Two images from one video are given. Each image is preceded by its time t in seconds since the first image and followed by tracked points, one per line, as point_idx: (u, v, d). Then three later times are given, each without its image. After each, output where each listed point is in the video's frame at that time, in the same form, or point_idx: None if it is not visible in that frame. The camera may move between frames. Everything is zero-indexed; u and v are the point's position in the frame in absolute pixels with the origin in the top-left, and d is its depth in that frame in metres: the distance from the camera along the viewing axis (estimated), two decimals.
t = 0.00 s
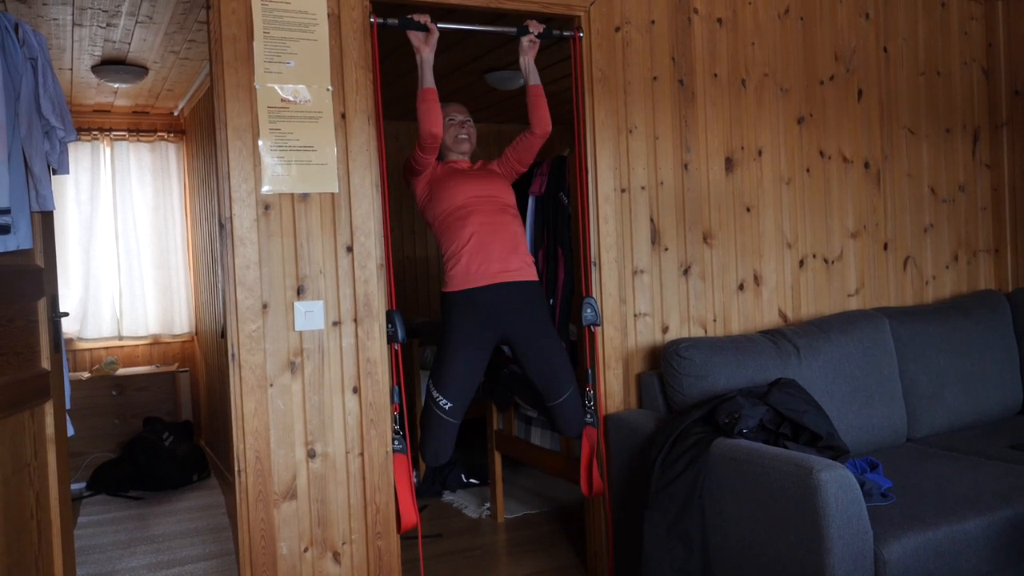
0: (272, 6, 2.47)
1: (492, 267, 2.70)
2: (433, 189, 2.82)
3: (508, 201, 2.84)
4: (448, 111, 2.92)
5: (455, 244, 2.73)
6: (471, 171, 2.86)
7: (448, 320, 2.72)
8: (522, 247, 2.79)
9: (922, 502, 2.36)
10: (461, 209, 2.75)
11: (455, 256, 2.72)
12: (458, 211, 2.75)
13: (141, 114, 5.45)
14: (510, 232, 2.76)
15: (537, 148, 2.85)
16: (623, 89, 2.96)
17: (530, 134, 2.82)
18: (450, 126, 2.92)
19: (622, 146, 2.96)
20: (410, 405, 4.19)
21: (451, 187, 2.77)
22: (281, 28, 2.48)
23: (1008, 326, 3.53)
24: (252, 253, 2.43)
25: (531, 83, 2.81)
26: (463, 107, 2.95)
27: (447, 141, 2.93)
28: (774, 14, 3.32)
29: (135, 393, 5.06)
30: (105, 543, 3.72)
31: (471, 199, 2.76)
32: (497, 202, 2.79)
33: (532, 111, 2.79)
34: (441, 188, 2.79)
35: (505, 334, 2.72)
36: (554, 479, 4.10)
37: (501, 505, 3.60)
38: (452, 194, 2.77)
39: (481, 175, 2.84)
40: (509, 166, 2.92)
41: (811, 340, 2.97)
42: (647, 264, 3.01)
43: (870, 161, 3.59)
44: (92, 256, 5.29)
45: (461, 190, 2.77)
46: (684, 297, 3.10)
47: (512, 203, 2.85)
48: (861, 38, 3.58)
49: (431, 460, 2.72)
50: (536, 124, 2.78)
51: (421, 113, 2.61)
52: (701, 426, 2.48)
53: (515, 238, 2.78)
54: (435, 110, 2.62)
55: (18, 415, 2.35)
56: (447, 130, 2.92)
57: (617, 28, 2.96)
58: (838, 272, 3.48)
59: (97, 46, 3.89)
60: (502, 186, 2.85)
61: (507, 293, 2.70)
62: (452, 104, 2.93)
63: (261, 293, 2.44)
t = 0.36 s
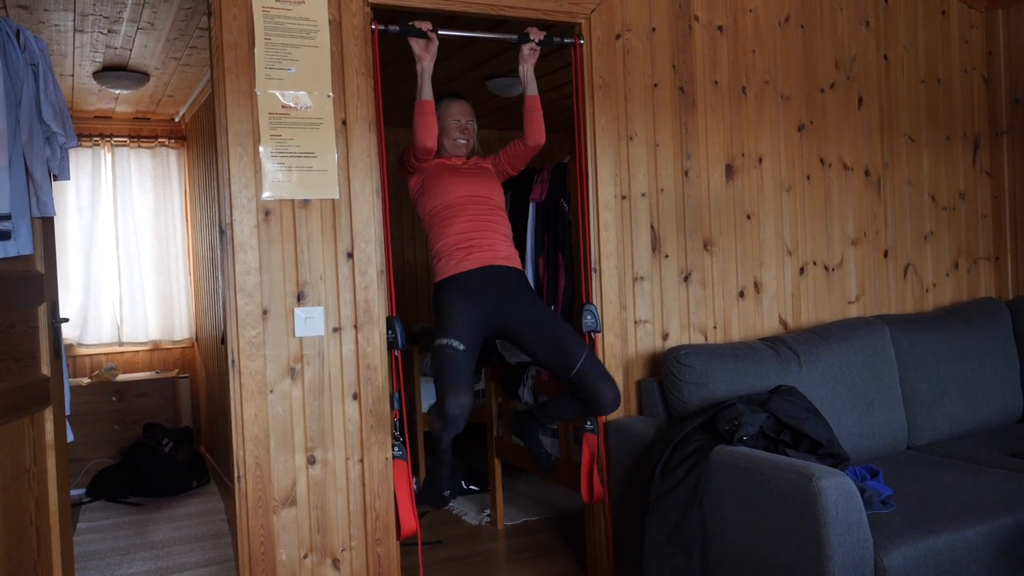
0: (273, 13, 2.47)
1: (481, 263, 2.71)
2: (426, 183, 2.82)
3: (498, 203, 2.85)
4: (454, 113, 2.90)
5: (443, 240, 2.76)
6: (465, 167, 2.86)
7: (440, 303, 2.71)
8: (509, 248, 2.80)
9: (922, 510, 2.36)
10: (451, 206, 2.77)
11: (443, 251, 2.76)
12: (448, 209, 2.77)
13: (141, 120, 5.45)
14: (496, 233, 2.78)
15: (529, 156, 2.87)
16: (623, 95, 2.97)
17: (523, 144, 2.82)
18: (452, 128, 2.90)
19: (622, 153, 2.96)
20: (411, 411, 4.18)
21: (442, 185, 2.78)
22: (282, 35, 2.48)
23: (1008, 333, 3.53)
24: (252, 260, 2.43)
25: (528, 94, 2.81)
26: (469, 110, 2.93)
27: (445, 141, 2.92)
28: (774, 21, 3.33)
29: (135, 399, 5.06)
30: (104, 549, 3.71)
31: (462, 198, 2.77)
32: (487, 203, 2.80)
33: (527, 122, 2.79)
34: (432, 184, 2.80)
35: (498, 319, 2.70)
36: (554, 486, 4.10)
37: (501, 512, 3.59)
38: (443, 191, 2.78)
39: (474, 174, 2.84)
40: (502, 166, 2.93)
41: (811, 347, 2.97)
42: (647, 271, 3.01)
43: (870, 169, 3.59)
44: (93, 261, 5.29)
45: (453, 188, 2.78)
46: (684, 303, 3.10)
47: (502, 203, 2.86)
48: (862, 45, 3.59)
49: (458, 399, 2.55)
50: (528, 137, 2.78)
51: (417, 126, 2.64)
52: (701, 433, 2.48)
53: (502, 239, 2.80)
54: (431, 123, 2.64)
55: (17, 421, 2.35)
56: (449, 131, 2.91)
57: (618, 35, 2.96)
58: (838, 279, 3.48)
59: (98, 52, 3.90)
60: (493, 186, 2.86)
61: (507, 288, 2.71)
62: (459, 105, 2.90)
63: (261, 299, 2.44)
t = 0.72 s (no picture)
0: (272, 17, 2.47)
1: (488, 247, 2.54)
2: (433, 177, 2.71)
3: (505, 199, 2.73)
4: (468, 112, 2.73)
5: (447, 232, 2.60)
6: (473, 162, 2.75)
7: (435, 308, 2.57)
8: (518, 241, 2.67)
9: (920, 515, 2.36)
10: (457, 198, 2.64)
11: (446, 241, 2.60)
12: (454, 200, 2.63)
13: (140, 123, 5.45)
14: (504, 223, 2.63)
15: (536, 157, 2.82)
16: (622, 100, 2.97)
17: (530, 144, 2.77)
18: (463, 126, 2.75)
19: (621, 158, 2.96)
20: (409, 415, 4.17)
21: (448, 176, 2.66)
22: (281, 39, 2.48)
23: (1006, 338, 3.53)
24: (251, 263, 2.43)
25: (532, 95, 2.79)
26: (486, 109, 2.75)
27: (455, 138, 2.78)
28: (772, 26, 3.33)
29: (133, 403, 5.05)
30: (101, 554, 3.70)
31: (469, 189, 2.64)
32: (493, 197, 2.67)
33: (533, 121, 2.76)
34: (439, 176, 2.68)
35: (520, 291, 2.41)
36: (552, 490, 4.10)
37: (500, 517, 3.59)
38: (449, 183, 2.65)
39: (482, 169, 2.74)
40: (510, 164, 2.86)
41: (809, 352, 2.97)
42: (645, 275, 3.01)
43: (868, 174, 3.60)
44: (91, 265, 5.28)
45: (459, 181, 2.66)
46: (683, 308, 3.10)
47: (507, 200, 2.74)
48: (859, 50, 3.59)
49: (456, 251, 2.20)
50: (536, 136, 2.74)
51: (417, 126, 2.59)
52: (700, 437, 2.48)
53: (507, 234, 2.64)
54: (433, 123, 2.58)
55: (15, 425, 2.35)
56: (460, 129, 2.76)
57: (617, 40, 2.97)
58: (836, 283, 3.48)
59: (97, 56, 3.90)
60: (499, 182, 2.75)
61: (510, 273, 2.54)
62: (474, 103, 2.72)
63: (259, 303, 2.44)
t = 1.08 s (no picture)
0: (272, 22, 2.48)
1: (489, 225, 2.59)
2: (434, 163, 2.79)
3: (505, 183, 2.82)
4: (465, 100, 2.83)
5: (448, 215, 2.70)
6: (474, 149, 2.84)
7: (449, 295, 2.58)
8: (521, 220, 2.78)
9: (919, 521, 2.35)
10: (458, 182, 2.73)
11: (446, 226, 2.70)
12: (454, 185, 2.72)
13: (140, 128, 5.45)
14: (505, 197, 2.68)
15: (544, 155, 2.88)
16: (621, 105, 2.98)
17: (539, 147, 2.84)
18: (461, 116, 2.84)
19: (620, 164, 2.97)
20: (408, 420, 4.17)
21: (449, 162, 2.76)
22: (281, 44, 2.48)
23: (1005, 344, 3.53)
24: (250, 268, 2.43)
25: (536, 99, 2.82)
26: (481, 95, 2.85)
27: (451, 126, 2.88)
28: (771, 32, 3.34)
29: (131, 407, 5.04)
30: (99, 559, 3.69)
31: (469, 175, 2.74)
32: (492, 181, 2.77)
33: (540, 126, 2.81)
34: (440, 161, 2.77)
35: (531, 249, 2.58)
36: (551, 495, 4.09)
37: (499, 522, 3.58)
38: (450, 168, 2.75)
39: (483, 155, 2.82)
40: (512, 154, 2.94)
41: (809, 358, 2.97)
42: (645, 280, 3.01)
43: (867, 180, 3.60)
44: (90, 269, 5.29)
45: (460, 166, 2.75)
46: (682, 313, 3.10)
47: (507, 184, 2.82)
48: (858, 56, 3.60)
49: (496, 173, 2.32)
50: (544, 141, 2.81)
51: (417, 128, 2.61)
52: (699, 443, 2.47)
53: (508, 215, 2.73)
54: (433, 126, 2.62)
55: (13, 430, 2.35)
56: (457, 118, 2.86)
57: (616, 46, 2.97)
58: (835, 289, 3.48)
59: (97, 61, 3.90)
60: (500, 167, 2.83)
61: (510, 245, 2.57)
62: (471, 91, 2.83)
63: (259, 308, 2.44)
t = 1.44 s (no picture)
0: (272, 26, 2.48)
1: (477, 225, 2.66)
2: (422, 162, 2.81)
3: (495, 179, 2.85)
4: (458, 97, 2.83)
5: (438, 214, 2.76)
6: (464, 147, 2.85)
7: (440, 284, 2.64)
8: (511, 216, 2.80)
9: (919, 526, 2.35)
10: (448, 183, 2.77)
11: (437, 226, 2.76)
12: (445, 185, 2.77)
13: (139, 132, 5.45)
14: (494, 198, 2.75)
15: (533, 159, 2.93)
16: (620, 110, 2.98)
17: (535, 156, 2.88)
18: (453, 112, 2.84)
19: (619, 168, 2.97)
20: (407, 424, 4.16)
21: (438, 162, 2.78)
22: (281, 48, 2.49)
23: (1004, 348, 3.54)
24: (249, 272, 2.43)
25: (533, 107, 2.82)
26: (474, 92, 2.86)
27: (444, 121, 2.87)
28: (771, 37, 3.35)
29: (130, 411, 5.03)
30: (97, 563, 3.69)
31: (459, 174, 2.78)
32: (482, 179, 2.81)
33: (538, 136, 2.83)
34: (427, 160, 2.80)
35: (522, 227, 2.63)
36: (550, 499, 4.09)
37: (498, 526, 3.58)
38: (439, 168, 2.78)
39: (472, 152, 2.85)
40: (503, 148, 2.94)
41: (808, 362, 2.97)
42: (644, 285, 3.02)
43: (867, 184, 3.61)
44: (90, 273, 5.28)
45: (449, 166, 2.79)
46: (681, 317, 3.10)
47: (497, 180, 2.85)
48: (857, 61, 3.60)
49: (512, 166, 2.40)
50: (541, 152, 2.84)
51: (409, 140, 2.63)
52: (698, 447, 2.47)
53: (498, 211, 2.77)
54: (423, 137, 2.64)
55: (12, 434, 2.34)
56: (449, 114, 2.86)
57: (615, 50, 2.98)
58: (835, 293, 3.48)
59: (97, 65, 3.91)
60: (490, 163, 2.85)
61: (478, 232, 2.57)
62: (463, 88, 2.83)
63: (258, 312, 2.44)
